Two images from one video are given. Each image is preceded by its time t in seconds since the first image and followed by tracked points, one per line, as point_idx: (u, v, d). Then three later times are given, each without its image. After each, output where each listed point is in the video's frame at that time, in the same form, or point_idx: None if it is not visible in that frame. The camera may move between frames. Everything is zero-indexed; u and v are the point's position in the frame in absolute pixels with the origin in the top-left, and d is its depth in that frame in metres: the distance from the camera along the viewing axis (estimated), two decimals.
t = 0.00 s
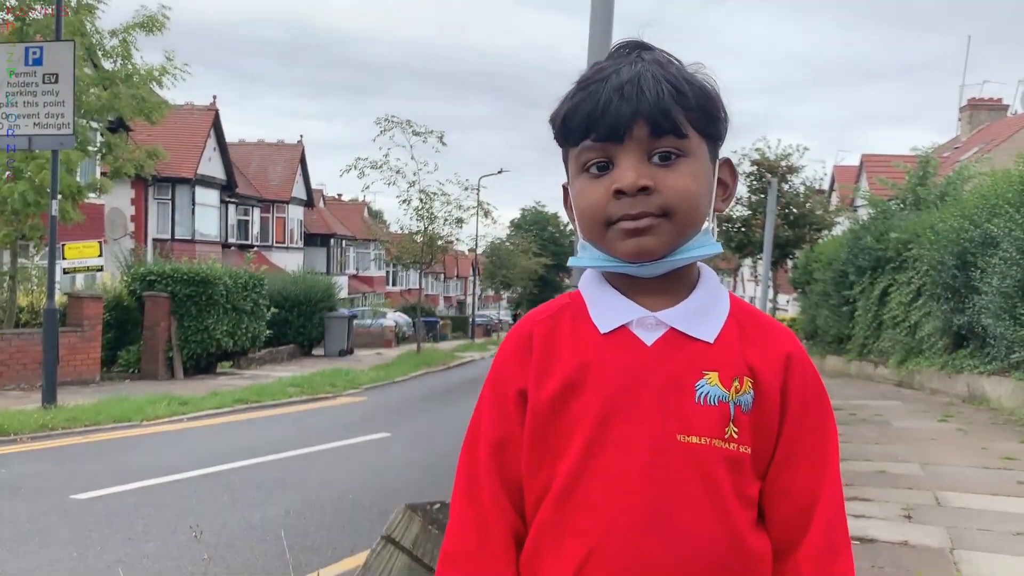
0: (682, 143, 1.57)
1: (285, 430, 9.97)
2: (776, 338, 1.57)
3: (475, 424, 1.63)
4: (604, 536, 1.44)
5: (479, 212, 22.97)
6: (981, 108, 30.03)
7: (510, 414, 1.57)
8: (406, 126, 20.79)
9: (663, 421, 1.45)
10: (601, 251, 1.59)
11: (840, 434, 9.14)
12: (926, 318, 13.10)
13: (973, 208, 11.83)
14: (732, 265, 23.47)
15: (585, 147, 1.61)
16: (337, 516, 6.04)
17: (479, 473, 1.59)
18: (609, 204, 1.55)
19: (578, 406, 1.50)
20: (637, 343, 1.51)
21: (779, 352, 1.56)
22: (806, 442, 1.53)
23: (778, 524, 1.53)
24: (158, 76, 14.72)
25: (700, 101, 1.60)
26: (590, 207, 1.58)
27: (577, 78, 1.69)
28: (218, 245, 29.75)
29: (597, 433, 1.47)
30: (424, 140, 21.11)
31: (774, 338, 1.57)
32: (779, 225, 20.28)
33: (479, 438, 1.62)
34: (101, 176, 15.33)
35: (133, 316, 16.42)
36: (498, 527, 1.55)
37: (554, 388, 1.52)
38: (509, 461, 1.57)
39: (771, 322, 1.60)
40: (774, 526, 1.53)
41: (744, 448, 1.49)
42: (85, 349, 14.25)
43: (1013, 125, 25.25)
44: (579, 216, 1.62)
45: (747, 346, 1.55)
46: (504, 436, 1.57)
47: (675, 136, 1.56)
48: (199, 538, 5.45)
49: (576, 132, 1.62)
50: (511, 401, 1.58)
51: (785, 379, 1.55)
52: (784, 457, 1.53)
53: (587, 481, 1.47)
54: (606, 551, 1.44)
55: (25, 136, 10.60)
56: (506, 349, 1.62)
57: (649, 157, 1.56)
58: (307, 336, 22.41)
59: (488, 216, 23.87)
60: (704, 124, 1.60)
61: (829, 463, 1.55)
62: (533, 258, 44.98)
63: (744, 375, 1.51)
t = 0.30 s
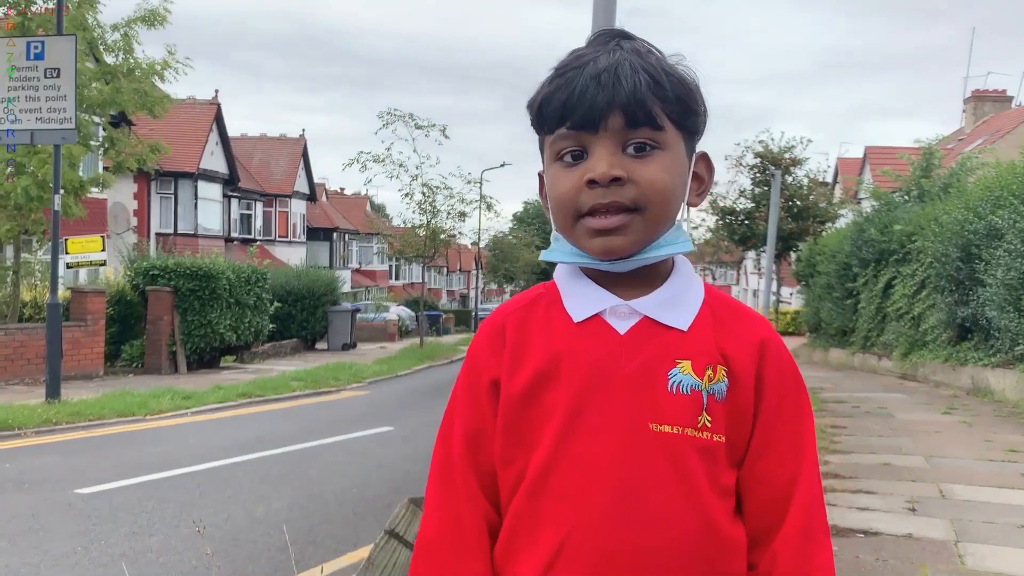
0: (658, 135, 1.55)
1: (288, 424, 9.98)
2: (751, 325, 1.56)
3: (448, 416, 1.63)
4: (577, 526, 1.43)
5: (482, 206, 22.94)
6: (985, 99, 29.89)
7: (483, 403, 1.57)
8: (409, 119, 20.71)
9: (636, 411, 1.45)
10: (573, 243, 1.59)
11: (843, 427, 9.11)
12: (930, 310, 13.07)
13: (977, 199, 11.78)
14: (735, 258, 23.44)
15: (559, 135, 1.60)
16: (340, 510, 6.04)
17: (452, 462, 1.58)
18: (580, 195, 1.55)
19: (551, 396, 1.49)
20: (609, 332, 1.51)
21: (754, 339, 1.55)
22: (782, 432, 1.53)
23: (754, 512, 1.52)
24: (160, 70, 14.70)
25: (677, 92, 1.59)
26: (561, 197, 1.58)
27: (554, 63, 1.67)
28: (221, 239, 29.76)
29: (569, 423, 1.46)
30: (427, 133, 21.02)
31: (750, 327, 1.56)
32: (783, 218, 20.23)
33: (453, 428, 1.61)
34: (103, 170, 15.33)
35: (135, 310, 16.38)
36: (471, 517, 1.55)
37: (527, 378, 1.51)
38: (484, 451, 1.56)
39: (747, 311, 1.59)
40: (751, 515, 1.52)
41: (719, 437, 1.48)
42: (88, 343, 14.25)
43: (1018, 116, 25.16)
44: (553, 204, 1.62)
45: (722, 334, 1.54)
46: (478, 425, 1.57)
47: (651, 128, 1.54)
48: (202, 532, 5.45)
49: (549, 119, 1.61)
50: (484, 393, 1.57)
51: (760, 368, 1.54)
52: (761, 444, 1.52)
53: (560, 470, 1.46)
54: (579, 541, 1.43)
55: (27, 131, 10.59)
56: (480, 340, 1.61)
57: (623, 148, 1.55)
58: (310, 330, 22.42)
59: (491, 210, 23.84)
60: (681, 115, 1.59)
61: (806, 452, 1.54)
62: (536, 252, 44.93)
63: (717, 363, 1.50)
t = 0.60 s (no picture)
0: (611, 151, 1.58)
1: (294, 424, 9.99)
2: (686, 319, 1.59)
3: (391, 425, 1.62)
4: (526, 530, 1.44)
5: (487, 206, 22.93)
6: (993, 97, 29.74)
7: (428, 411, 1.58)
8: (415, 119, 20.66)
9: (576, 412, 1.46)
10: (518, 247, 1.59)
11: (851, 427, 9.09)
12: (938, 309, 13.03)
13: (985, 198, 11.74)
14: (742, 257, 23.41)
15: (516, 134, 1.59)
16: (347, 510, 6.05)
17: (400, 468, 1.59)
18: (532, 199, 1.55)
19: (494, 402, 1.50)
20: (546, 334, 1.52)
21: (687, 332, 1.58)
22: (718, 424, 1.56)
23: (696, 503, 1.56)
24: (167, 71, 14.73)
25: (632, 108, 1.62)
26: (512, 198, 1.58)
27: (519, 59, 1.67)
28: (228, 240, 29.82)
29: (512, 428, 1.47)
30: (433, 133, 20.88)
31: (680, 321, 1.59)
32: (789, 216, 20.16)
33: (397, 437, 1.61)
34: (111, 172, 15.39)
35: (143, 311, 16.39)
36: (423, 524, 1.57)
37: (468, 387, 1.52)
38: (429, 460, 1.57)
39: (676, 305, 1.63)
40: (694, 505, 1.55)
41: (657, 432, 1.50)
42: (96, 344, 14.31)
43: None
44: (499, 202, 1.62)
45: (656, 331, 1.56)
46: (422, 435, 1.58)
47: (606, 143, 1.57)
48: (210, 533, 5.47)
49: (507, 118, 1.60)
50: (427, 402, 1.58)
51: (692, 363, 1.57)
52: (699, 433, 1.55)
53: (506, 476, 1.47)
54: (528, 543, 1.44)
55: (35, 133, 10.64)
56: (421, 350, 1.60)
57: (575, 160, 1.56)
58: (317, 330, 22.46)
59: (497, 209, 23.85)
60: (632, 134, 1.63)
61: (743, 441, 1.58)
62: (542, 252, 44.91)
63: (652, 359, 1.53)
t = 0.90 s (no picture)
0: (585, 161, 1.61)
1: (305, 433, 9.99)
2: (648, 301, 1.67)
3: (337, 403, 1.55)
4: (514, 531, 1.45)
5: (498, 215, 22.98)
6: (1004, 104, 29.64)
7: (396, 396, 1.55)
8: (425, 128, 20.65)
9: (557, 406, 1.48)
10: (494, 257, 1.62)
11: (863, 436, 9.05)
12: (950, 318, 12.95)
13: (997, 206, 11.70)
14: (752, 265, 23.35)
15: (489, 147, 1.61)
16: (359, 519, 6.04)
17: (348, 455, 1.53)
18: (508, 212, 1.57)
19: (472, 401, 1.51)
20: (521, 332, 1.54)
21: (655, 311, 1.65)
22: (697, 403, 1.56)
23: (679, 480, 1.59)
24: (179, 82, 14.82)
25: (603, 115, 1.66)
26: (489, 212, 1.59)
27: (490, 71, 1.69)
28: (240, 249, 29.95)
29: (493, 431, 1.48)
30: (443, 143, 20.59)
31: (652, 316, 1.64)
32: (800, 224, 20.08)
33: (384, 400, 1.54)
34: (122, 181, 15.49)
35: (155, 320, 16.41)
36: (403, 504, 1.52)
37: (445, 384, 1.53)
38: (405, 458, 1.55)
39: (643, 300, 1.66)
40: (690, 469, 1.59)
41: (639, 419, 1.52)
42: (108, 353, 14.38)
43: None
44: (476, 216, 1.64)
45: (629, 323, 1.61)
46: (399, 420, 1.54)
47: (579, 153, 1.60)
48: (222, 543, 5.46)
49: (482, 131, 1.62)
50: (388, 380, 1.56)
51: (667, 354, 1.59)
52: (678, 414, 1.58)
53: (488, 478, 1.47)
54: (517, 543, 1.45)
55: (48, 143, 10.71)
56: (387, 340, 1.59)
57: (551, 171, 1.58)
58: (327, 339, 22.51)
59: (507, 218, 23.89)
60: (604, 138, 1.66)
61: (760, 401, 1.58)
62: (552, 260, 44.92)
63: (626, 349, 1.56)
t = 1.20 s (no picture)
0: (586, 173, 1.67)
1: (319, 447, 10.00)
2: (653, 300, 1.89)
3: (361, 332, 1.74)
4: (523, 519, 1.55)
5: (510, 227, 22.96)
6: (1019, 113, 29.46)
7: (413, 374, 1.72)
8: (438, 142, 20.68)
9: (566, 409, 1.61)
10: (504, 274, 1.69)
11: (879, 448, 8.97)
12: (967, 329, 12.83)
13: (1014, 215, 11.62)
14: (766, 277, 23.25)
15: (492, 168, 1.67)
16: (373, 533, 6.03)
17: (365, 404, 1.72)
18: (513, 227, 1.63)
19: (485, 402, 1.63)
20: (533, 341, 1.68)
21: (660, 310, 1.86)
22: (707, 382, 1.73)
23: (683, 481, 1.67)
24: (194, 98, 14.93)
25: (603, 132, 1.73)
26: (495, 229, 1.65)
27: (489, 97, 1.77)
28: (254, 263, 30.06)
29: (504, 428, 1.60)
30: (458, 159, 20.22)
31: (664, 322, 1.83)
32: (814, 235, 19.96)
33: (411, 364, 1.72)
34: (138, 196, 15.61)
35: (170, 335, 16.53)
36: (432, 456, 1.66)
37: (463, 383, 1.66)
38: (419, 458, 1.68)
39: (646, 305, 1.88)
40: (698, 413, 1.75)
41: (653, 415, 1.65)
42: (123, 367, 14.44)
43: None
44: (483, 237, 1.70)
45: (634, 332, 1.76)
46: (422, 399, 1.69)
47: (581, 167, 1.66)
48: (237, 556, 5.46)
49: (483, 153, 1.69)
50: (406, 333, 1.75)
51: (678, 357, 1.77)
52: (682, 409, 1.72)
53: (499, 471, 1.59)
54: (526, 530, 1.55)
55: (65, 159, 10.81)
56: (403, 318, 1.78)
57: (554, 186, 1.65)
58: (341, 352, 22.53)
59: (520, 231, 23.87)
60: (606, 155, 1.72)
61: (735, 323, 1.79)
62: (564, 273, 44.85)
63: (633, 352, 1.71)
